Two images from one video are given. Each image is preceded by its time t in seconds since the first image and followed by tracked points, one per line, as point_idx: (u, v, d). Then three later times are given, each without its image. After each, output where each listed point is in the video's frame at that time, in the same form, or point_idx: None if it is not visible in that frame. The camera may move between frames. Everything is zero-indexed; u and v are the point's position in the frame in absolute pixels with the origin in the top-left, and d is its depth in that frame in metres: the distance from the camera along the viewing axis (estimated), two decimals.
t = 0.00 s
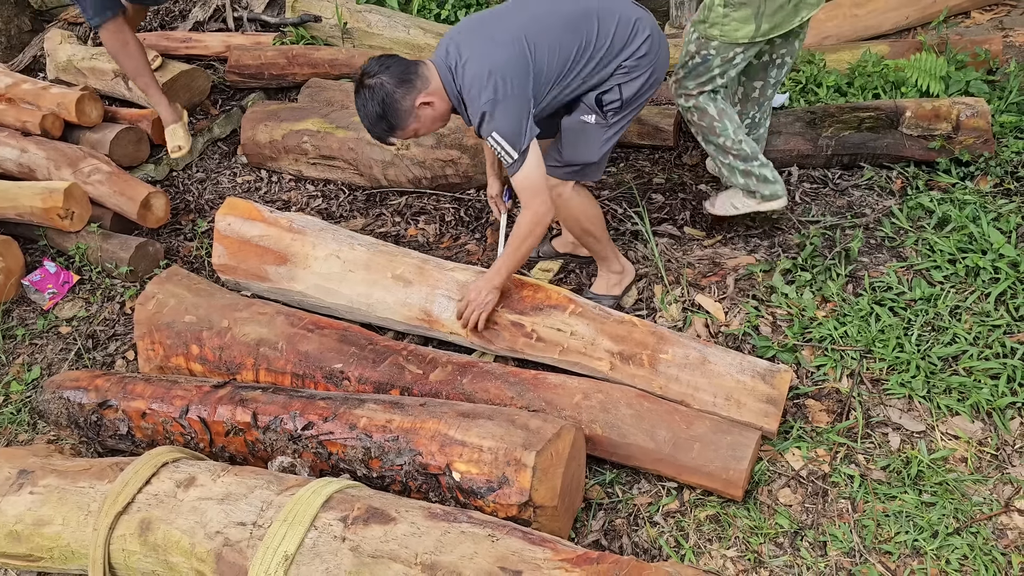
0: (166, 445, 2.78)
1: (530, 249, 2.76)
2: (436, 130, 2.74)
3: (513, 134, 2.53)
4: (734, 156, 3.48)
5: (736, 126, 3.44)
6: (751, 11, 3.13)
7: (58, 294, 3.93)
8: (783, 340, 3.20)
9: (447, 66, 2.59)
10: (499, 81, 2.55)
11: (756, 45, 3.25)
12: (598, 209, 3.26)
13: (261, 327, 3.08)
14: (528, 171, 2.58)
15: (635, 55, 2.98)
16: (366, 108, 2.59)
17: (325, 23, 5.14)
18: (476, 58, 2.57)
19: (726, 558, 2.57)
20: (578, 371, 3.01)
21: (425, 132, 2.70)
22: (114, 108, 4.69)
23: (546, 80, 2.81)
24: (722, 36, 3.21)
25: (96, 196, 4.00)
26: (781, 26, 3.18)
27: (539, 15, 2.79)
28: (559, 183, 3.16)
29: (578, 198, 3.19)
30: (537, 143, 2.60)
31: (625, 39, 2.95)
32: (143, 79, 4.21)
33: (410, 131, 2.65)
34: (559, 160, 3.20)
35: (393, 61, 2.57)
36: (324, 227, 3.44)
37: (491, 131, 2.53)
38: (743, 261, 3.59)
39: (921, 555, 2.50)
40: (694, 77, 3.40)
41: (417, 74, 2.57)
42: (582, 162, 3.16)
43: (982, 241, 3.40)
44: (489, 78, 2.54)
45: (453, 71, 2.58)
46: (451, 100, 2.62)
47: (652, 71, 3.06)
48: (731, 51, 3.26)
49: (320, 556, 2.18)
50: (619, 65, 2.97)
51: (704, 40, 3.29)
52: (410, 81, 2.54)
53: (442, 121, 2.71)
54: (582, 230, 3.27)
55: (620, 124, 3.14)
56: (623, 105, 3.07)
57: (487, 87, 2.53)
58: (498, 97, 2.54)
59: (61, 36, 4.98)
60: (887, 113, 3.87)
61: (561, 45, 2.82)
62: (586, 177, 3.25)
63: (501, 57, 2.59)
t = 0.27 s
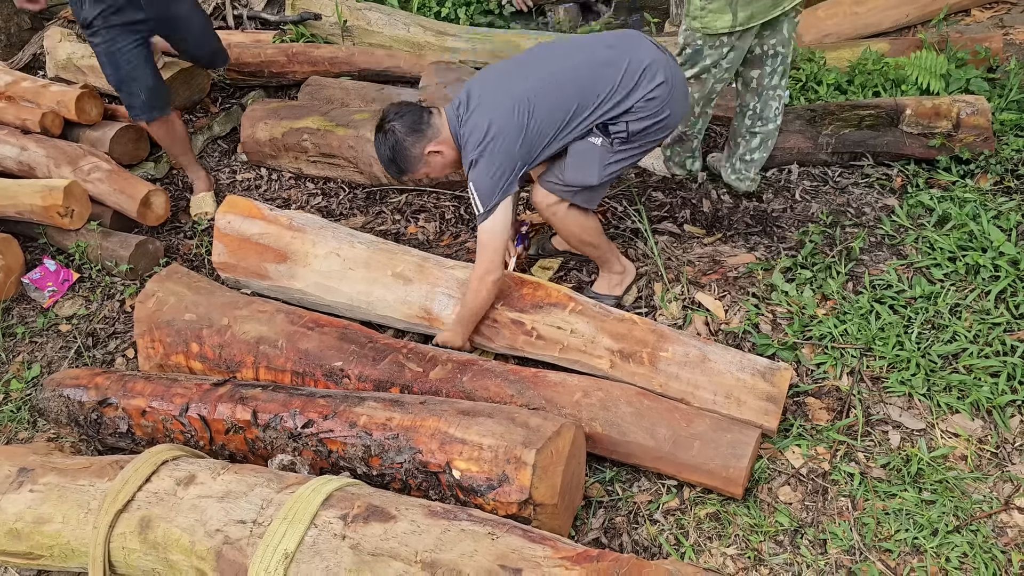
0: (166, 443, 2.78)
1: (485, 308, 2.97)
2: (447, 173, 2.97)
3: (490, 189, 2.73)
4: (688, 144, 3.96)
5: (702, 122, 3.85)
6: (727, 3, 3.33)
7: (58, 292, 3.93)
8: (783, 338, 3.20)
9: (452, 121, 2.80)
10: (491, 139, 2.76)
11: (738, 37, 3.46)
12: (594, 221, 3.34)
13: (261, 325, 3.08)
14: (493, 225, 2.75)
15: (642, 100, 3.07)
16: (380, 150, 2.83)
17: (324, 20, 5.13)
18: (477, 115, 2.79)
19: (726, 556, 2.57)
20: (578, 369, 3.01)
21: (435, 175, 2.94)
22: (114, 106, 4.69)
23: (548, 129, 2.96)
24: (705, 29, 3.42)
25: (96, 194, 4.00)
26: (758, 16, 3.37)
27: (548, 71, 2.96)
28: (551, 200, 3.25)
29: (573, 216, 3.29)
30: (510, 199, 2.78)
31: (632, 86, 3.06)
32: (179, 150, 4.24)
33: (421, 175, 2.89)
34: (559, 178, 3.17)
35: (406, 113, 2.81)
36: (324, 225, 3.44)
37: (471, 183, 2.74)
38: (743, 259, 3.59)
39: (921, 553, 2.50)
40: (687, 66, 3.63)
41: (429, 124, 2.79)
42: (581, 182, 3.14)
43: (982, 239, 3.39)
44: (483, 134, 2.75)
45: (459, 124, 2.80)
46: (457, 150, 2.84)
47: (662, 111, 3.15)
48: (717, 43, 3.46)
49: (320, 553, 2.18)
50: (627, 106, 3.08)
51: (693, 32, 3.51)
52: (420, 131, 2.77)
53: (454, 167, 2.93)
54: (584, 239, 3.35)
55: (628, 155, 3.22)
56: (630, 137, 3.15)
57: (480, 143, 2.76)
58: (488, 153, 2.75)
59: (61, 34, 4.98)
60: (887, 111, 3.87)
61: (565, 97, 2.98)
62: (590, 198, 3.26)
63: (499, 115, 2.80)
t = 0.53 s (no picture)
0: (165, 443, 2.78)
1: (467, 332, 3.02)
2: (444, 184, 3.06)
3: (486, 212, 2.83)
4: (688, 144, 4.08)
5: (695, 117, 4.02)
6: None
7: (57, 292, 3.92)
8: (782, 337, 3.20)
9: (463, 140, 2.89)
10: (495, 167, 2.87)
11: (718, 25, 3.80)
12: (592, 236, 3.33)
13: (260, 324, 3.08)
14: (484, 245, 2.82)
15: (650, 155, 3.20)
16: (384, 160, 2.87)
17: (324, 19, 5.12)
18: (487, 140, 2.89)
19: (725, 556, 2.57)
20: (577, 369, 3.02)
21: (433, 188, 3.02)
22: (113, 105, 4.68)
23: (552, 167, 3.07)
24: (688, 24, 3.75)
25: (94, 193, 4.00)
26: (737, 7, 3.69)
27: (565, 114, 3.07)
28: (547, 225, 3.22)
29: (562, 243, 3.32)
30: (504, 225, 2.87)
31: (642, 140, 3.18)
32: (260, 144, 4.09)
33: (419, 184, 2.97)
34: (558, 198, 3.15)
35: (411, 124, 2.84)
36: (323, 224, 3.44)
37: (469, 204, 2.83)
38: (743, 259, 3.58)
39: (920, 553, 2.50)
40: (673, 62, 3.96)
41: (434, 145, 2.84)
42: (581, 213, 3.14)
43: (981, 238, 3.39)
44: (489, 162, 2.87)
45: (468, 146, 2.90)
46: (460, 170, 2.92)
47: (668, 164, 3.26)
48: (699, 34, 3.83)
49: (319, 553, 2.18)
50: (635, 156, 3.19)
51: (674, 29, 3.89)
52: (426, 151, 2.82)
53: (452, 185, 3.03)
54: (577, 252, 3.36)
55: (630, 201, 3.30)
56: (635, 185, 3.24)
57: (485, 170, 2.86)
58: (491, 180, 2.87)
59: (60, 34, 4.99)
60: (887, 110, 3.87)
61: (575, 139, 3.08)
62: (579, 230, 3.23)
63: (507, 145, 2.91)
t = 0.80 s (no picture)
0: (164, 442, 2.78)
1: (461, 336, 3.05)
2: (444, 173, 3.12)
3: (493, 224, 2.85)
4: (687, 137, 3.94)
5: (696, 108, 3.86)
6: None
7: (57, 291, 3.92)
8: (782, 337, 3.20)
9: (481, 145, 2.95)
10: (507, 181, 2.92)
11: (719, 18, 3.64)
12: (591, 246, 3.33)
13: (260, 324, 3.08)
14: (487, 258, 2.86)
15: (646, 211, 3.28)
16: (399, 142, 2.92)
17: (324, 19, 5.12)
18: (505, 151, 2.94)
19: (725, 556, 2.57)
20: (577, 368, 3.01)
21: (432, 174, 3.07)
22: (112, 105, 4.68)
23: (556, 197, 3.12)
24: (689, 16, 3.58)
25: (94, 193, 4.00)
26: None
27: (586, 151, 3.13)
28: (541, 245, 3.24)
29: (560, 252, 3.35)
30: (508, 242, 2.90)
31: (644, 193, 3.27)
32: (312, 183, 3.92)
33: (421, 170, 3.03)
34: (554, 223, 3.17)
35: (435, 121, 2.87)
36: (322, 223, 3.43)
37: (478, 212, 2.86)
38: (742, 258, 3.58)
39: (920, 553, 2.50)
40: (673, 56, 3.73)
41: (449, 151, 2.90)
42: (575, 244, 3.18)
43: (981, 238, 3.40)
44: (503, 175, 2.91)
45: (485, 152, 2.94)
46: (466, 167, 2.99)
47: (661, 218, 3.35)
48: (700, 29, 3.62)
49: (319, 553, 2.18)
50: (633, 207, 3.26)
51: (674, 21, 3.66)
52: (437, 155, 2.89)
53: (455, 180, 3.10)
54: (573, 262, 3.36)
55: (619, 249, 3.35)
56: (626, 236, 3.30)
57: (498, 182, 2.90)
58: (501, 193, 2.91)
59: (60, 33, 5.00)
60: (887, 110, 3.88)
61: (583, 176, 3.14)
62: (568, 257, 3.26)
63: (522, 162, 2.95)
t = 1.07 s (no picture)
0: (164, 442, 2.78)
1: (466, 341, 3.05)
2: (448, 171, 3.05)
3: (500, 228, 2.85)
4: (677, 136, 3.94)
5: (686, 107, 3.87)
6: None
7: (56, 291, 3.92)
8: (781, 337, 3.20)
9: (490, 145, 2.93)
10: (515, 185, 2.91)
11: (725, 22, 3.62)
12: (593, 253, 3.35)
13: (259, 324, 3.08)
14: (492, 262, 2.87)
15: (645, 222, 3.29)
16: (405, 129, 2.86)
17: (324, 19, 5.12)
18: (513, 154, 2.93)
19: (724, 556, 2.57)
20: (577, 368, 3.02)
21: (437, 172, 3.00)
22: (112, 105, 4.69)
23: (558, 202, 3.13)
24: (695, 19, 3.56)
25: (93, 193, 4.00)
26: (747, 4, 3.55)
27: (592, 157, 3.14)
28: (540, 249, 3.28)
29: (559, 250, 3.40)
30: (514, 246, 2.90)
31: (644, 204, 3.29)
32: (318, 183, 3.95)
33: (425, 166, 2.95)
34: (552, 228, 3.22)
35: (449, 107, 2.84)
36: (322, 223, 3.42)
37: (486, 215, 2.85)
38: (742, 258, 3.58)
39: (920, 552, 2.50)
40: (667, 52, 3.73)
41: (462, 142, 2.85)
42: (571, 251, 3.23)
43: (981, 238, 3.40)
44: (511, 178, 2.91)
45: (493, 153, 2.92)
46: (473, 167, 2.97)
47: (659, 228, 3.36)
48: (701, 31, 3.61)
49: (318, 553, 2.18)
50: (632, 216, 3.27)
51: (677, 20, 3.62)
52: (450, 145, 2.83)
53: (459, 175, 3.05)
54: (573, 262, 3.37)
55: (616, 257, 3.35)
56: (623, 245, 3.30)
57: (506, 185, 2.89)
58: (509, 197, 2.90)
59: (59, 33, 5.00)
60: (887, 110, 3.88)
61: (586, 183, 3.14)
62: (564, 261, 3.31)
63: (530, 166, 2.95)
